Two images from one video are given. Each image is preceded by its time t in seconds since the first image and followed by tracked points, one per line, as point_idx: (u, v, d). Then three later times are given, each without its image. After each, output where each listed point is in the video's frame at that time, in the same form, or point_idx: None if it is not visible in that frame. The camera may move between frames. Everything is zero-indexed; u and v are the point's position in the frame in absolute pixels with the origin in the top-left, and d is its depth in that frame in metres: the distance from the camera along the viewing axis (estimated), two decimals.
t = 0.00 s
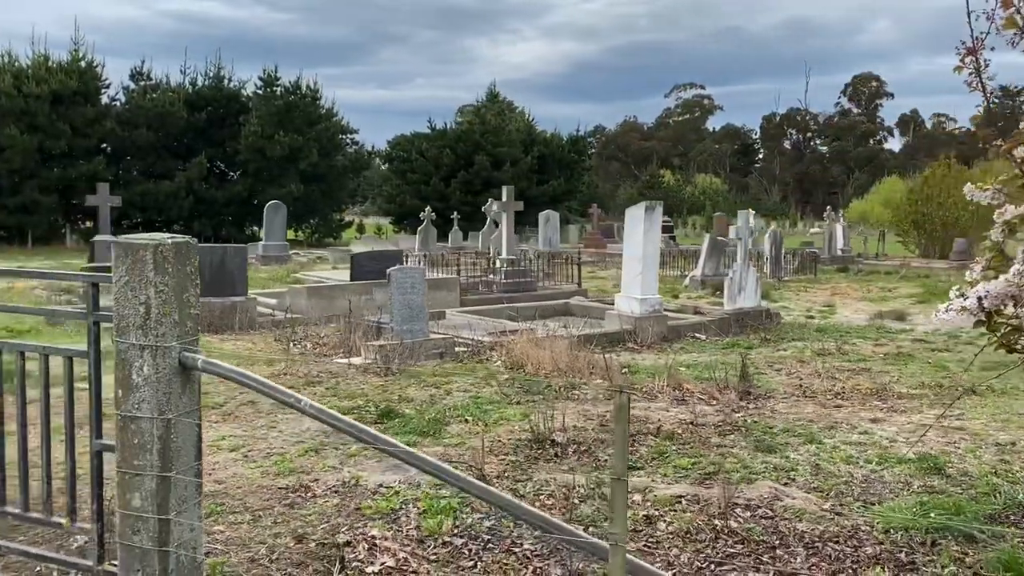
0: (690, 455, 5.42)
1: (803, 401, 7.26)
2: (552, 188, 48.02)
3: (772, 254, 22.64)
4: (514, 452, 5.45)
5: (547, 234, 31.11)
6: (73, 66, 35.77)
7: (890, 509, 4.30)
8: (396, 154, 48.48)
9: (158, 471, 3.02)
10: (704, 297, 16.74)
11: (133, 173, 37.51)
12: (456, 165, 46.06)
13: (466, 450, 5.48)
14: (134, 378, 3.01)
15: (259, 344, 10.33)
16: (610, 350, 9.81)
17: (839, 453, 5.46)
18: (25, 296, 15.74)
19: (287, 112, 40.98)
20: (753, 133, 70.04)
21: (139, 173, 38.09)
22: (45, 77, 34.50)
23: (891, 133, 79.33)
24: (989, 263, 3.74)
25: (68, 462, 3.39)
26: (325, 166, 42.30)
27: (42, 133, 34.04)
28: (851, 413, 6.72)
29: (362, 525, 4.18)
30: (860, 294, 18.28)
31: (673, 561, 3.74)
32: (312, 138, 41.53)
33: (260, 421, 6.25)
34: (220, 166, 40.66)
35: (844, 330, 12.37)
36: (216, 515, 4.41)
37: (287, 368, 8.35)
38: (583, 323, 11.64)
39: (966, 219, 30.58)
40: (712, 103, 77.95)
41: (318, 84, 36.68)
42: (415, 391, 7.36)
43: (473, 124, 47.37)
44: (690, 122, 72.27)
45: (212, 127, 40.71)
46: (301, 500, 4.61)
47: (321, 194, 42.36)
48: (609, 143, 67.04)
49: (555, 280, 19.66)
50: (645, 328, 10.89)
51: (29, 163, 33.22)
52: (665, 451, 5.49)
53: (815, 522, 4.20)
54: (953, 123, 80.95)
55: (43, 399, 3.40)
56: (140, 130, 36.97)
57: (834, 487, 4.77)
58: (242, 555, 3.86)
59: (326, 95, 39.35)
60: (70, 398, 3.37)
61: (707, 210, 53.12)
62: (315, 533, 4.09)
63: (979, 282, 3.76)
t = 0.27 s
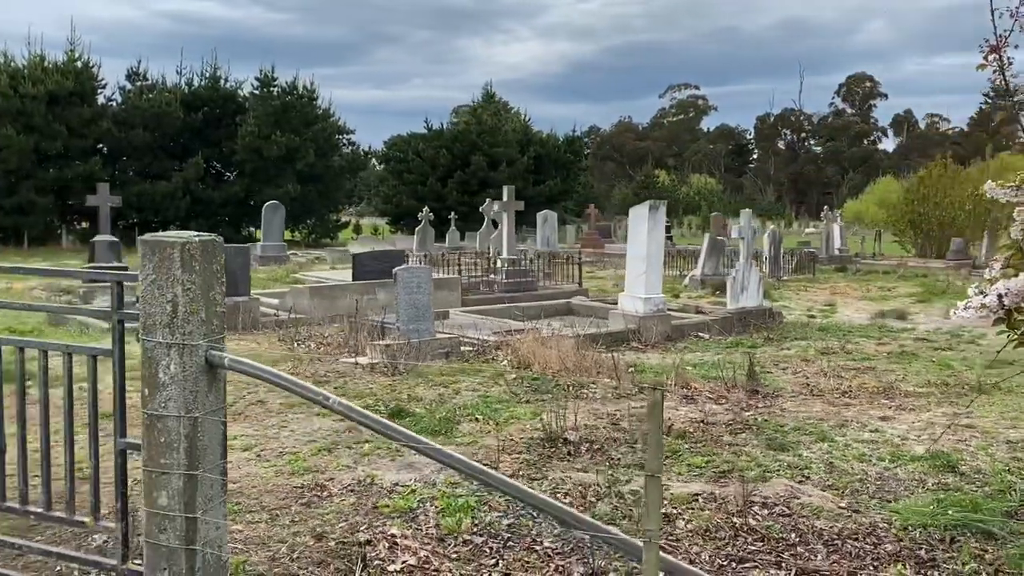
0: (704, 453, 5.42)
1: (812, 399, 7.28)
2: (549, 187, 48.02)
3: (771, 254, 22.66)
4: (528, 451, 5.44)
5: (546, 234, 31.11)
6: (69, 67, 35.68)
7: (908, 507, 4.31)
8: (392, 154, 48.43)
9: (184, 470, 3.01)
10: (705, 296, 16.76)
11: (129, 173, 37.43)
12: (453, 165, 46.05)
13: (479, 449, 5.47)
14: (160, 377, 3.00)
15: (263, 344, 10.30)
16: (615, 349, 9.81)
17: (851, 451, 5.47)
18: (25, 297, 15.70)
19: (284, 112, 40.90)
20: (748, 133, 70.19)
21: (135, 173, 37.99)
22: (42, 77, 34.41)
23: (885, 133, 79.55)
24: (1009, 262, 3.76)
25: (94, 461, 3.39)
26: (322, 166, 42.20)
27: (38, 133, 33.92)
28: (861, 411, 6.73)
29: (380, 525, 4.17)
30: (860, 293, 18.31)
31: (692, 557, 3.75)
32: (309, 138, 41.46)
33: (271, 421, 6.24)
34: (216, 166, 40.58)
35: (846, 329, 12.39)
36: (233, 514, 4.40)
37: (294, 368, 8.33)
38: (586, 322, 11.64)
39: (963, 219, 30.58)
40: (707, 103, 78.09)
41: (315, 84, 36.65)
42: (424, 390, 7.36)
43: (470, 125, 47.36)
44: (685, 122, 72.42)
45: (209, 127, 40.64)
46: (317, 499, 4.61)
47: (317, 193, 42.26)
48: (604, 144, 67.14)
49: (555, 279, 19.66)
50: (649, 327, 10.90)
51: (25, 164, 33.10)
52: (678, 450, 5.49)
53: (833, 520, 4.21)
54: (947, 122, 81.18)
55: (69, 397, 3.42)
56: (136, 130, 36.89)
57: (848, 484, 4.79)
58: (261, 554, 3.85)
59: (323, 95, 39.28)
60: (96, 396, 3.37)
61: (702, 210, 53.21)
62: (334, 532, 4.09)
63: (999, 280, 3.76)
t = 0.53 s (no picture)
0: (721, 452, 5.42)
1: (824, 398, 7.27)
2: (546, 187, 48.04)
3: (772, 254, 22.60)
4: (545, 451, 5.42)
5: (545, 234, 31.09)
6: (67, 67, 35.61)
7: (931, 506, 4.30)
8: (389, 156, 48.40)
9: (215, 471, 2.99)
10: (708, 296, 16.75)
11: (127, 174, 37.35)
12: (450, 165, 46.05)
13: (495, 450, 5.45)
14: (191, 377, 2.98)
15: (269, 345, 10.27)
16: (623, 349, 9.80)
17: (869, 450, 5.46)
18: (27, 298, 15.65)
19: (282, 112, 40.82)
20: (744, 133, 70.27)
21: (134, 174, 37.92)
22: (39, 78, 34.34)
23: (880, 134, 79.78)
24: None
25: (120, 463, 3.36)
26: (320, 167, 42.10)
27: (36, 134, 33.81)
28: (874, 410, 6.72)
29: (403, 525, 4.15)
30: (862, 293, 18.32)
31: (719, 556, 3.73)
32: (307, 139, 41.39)
33: (285, 421, 6.22)
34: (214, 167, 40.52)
35: (852, 329, 12.40)
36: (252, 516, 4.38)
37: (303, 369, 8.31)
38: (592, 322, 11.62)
39: (963, 219, 30.51)
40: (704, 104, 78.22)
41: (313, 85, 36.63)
42: (436, 390, 7.33)
43: (467, 125, 47.36)
44: (681, 122, 72.50)
45: (207, 128, 40.58)
46: (337, 499, 4.58)
47: (315, 193, 42.13)
48: (600, 144, 67.20)
49: (557, 279, 19.66)
50: (656, 327, 10.88)
51: (23, 165, 33.01)
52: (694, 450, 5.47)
53: (856, 519, 4.20)
54: (943, 122, 81.36)
55: (95, 398, 3.39)
56: (134, 131, 36.82)
57: (869, 483, 4.77)
58: (285, 555, 3.82)
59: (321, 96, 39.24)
60: (122, 397, 3.35)
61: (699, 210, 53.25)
62: (357, 532, 4.06)
63: None
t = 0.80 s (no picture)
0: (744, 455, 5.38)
1: (841, 400, 7.23)
2: (546, 187, 48.05)
3: (777, 253, 22.44)
4: (566, 455, 5.37)
5: (546, 234, 31.04)
6: (66, 68, 35.50)
7: (961, 509, 4.26)
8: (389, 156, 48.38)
9: (252, 477, 2.94)
10: (713, 297, 16.73)
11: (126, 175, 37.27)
12: (450, 166, 46.01)
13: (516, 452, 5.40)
14: (228, 382, 2.93)
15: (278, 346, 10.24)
16: (633, 350, 9.75)
17: (893, 452, 5.43)
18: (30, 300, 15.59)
19: (282, 113, 40.74)
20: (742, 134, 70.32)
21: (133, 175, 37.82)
22: (38, 78, 34.28)
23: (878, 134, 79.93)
24: None
25: (151, 469, 3.32)
26: (319, 168, 41.98)
27: (35, 135, 33.71)
28: (893, 412, 6.68)
29: (431, 530, 4.11)
30: (867, 293, 18.30)
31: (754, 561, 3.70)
32: (307, 139, 41.28)
33: (301, 425, 6.17)
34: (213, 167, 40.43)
35: (860, 329, 12.38)
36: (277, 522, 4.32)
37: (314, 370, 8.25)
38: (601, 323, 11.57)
39: (964, 219, 30.67)
40: (702, 104, 78.28)
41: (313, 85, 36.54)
42: (450, 392, 7.28)
43: (467, 125, 47.34)
44: (679, 123, 72.56)
45: (206, 129, 40.51)
46: (361, 504, 4.54)
47: (313, 194, 42.02)
48: (598, 144, 67.23)
49: (560, 280, 19.65)
50: (666, 328, 10.83)
51: (22, 165, 32.89)
52: (717, 452, 5.43)
53: (888, 523, 4.16)
54: (940, 122, 81.47)
55: (126, 404, 3.35)
56: (133, 131, 36.71)
57: (896, 486, 4.73)
58: (314, 561, 3.78)
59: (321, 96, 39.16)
60: (153, 401, 3.30)
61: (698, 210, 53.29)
62: (387, 538, 4.02)
63: None
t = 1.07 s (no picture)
0: (764, 458, 5.35)
1: (855, 402, 7.21)
2: (545, 187, 48.06)
3: (780, 254, 22.41)
4: (585, 458, 5.33)
5: (548, 235, 31.01)
6: (66, 68, 35.45)
7: (988, 514, 4.24)
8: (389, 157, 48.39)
9: (284, 483, 2.91)
10: (717, 297, 16.71)
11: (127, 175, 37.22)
12: (450, 166, 45.99)
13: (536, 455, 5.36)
14: (260, 386, 2.90)
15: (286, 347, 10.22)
16: (643, 351, 9.72)
17: (913, 455, 5.40)
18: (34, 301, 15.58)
19: (282, 113, 40.73)
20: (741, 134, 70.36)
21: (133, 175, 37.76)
22: (38, 79, 34.24)
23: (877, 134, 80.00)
24: None
25: (180, 473, 3.30)
26: (320, 168, 41.94)
27: (35, 135, 33.65)
28: (909, 414, 6.66)
29: (456, 534, 4.08)
30: (872, 294, 18.29)
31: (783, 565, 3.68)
32: (307, 140, 41.24)
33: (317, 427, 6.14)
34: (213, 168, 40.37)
35: (868, 330, 12.37)
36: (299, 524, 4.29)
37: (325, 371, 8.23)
38: (608, 325, 11.55)
39: (966, 219, 30.69)
40: (700, 105, 78.37)
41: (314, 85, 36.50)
42: (464, 394, 7.25)
43: (467, 126, 47.35)
44: (677, 123, 72.62)
45: (206, 129, 40.46)
46: (381, 508, 4.51)
47: (313, 194, 41.97)
48: (596, 144, 67.25)
49: (563, 280, 19.64)
50: (675, 329, 10.80)
51: (22, 166, 32.83)
52: (736, 455, 5.40)
53: (915, 526, 4.13)
54: (938, 122, 81.58)
55: (154, 407, 3.33)
56: (133, 132, 36.65)
57: (919, 489, 4.71)
58: (340, 566, 3.74)
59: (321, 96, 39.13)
60: (181, 405, 3.27)
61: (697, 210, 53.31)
62: (411, 543, 3.98)
63: None
